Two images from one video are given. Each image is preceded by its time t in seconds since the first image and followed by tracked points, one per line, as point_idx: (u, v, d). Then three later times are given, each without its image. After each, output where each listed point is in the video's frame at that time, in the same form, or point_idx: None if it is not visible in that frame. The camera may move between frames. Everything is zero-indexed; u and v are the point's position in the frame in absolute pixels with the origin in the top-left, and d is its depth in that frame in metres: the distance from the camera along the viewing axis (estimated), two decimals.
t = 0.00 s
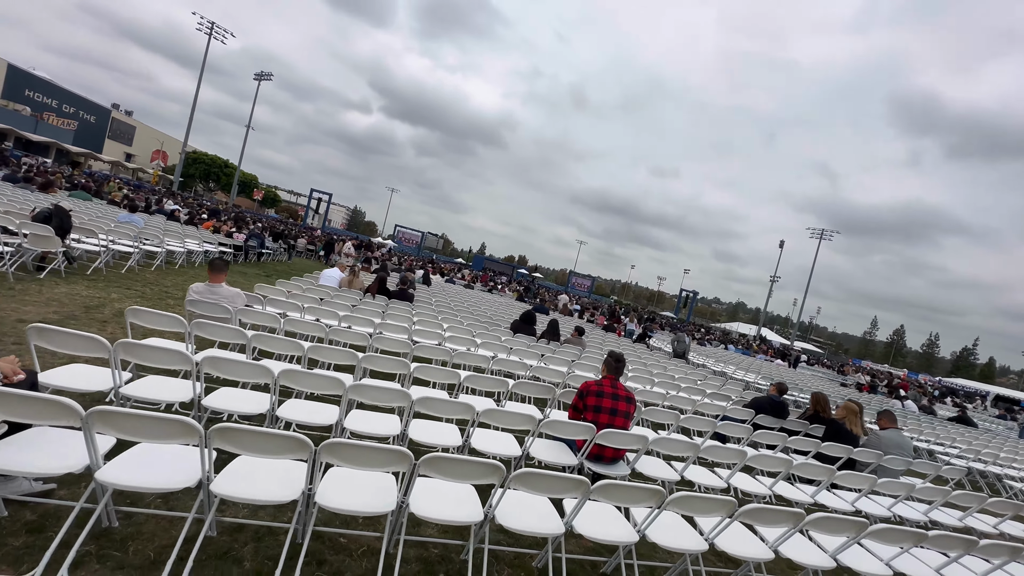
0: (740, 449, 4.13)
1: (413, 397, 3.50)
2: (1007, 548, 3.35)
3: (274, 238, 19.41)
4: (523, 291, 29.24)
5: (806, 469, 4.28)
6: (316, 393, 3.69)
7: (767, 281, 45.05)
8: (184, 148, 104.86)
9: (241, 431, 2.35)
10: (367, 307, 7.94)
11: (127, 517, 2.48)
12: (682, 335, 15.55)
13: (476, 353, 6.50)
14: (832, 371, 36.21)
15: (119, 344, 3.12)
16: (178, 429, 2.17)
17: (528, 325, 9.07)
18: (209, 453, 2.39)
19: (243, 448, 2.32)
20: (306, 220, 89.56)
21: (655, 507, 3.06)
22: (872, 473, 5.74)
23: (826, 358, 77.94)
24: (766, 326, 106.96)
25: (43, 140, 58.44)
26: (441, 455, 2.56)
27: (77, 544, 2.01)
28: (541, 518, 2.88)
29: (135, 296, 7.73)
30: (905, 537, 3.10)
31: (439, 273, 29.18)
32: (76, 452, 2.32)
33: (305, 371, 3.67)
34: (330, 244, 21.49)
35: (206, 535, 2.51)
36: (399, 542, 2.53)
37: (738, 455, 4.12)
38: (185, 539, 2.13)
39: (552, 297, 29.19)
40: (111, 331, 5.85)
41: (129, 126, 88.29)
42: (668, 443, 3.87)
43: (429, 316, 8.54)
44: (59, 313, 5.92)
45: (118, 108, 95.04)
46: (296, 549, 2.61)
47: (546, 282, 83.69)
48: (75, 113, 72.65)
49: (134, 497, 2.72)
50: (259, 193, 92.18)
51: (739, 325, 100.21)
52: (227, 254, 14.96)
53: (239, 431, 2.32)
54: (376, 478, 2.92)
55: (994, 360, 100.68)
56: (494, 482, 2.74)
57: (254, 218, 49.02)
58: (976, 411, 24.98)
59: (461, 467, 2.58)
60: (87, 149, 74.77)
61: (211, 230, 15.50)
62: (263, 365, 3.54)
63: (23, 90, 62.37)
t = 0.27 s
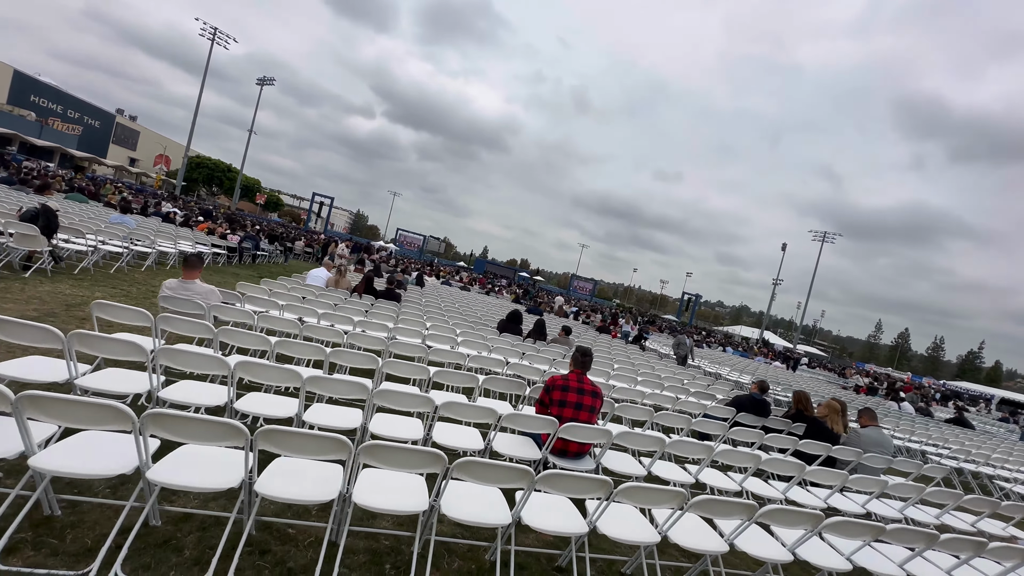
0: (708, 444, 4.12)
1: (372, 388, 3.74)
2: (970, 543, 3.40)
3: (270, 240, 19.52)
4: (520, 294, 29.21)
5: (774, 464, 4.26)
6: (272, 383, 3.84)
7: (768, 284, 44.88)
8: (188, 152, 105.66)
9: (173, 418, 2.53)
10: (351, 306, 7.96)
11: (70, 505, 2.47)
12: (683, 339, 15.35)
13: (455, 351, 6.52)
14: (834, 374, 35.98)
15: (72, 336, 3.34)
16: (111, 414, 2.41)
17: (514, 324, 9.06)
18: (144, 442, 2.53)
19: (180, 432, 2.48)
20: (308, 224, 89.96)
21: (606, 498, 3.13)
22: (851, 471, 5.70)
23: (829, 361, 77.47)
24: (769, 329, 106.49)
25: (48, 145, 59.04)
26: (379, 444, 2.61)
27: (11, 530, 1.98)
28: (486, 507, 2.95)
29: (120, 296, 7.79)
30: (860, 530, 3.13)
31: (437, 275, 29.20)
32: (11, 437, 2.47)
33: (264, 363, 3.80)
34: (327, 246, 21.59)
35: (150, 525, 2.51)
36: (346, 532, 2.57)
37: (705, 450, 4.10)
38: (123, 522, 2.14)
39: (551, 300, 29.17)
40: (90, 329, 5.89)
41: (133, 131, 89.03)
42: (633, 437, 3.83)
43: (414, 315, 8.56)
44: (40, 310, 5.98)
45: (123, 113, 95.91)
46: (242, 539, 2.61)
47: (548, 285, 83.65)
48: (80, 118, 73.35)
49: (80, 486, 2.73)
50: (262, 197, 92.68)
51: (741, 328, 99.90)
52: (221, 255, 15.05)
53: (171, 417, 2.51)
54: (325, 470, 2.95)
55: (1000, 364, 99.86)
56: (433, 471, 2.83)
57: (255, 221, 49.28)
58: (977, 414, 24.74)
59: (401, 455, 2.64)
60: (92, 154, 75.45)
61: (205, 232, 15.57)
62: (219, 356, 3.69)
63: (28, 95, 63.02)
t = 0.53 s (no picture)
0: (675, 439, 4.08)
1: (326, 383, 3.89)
2: (932, 535, 3.40)
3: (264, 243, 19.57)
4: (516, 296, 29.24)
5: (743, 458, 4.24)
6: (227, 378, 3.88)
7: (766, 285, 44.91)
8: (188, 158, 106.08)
9: (106, 408, 2.52)
10: (334, 306, 7.96)
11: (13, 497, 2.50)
12: (681, 339, 15.27)
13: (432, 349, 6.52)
14: (832, 374, 35.88)
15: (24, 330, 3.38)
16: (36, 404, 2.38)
17: (498, 324, 9.06)
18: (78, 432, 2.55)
19: (106, 424, 2.51)
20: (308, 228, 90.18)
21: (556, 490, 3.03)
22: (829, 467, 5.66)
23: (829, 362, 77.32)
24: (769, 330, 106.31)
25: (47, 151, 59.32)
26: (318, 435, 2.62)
27: None
28: (433, 500, 2.84)
29: (102, 297, 7.80)
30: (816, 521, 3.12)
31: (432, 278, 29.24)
32: None
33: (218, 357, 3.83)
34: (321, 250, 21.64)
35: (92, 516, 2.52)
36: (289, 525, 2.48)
37: (671, 445, 4.08)
38: (58, 511, 2.14)
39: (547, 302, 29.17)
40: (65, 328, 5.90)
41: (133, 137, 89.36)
42: (596, 431, 3.81)
43: (397, 315, 8.56)
44: (16, 310, 5.98)
45: (123, 119, 96.38)
46: (184, 532, 2.57)
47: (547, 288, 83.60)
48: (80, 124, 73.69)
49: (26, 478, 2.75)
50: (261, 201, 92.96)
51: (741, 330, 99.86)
52: (212, 258, 15.09)
53: (103, 408, 2.49)
54: (264, 463, 2.92)
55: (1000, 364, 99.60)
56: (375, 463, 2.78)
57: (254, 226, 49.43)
58: (974, 414, 24.66)
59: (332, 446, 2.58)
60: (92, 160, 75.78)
61: (197, 235, 15.61)
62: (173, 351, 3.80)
63: (28, 102, 63.39)
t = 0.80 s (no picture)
0: (641, 431, 4.06)
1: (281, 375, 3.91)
2: (893, 523, 3.35)
3: (255, 246, 19.56)
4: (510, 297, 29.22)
5: (711, 450, 4.27)
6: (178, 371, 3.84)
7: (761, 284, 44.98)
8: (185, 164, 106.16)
9: (34, 397, 2.43)
10: (314, 306, 7.92)
11: None
12: (676, 339, 14.71)
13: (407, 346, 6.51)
14: (828, 373, 35.84)
15: None
16: None
17: (482, 322, 9.02)
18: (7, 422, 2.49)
19: (33, 414, 2.41)
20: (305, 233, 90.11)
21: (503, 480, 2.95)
22: (807, 460, 5.63)
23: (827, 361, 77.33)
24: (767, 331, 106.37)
25: (43, 158, 59.30)
26: (251, 422, 2.53)
27: None
28: (380, 491, 2.78)
29: (80, 299, 7.77)
30: (770, 509, 3.07)
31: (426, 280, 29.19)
32: None
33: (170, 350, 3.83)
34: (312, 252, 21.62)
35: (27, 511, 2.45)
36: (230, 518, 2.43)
37: (637, 436, 4.03)
38: None
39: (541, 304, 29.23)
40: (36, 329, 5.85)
41: (129, 143, 89.37)
42: (559, 422, 3.79)
43: (379, 314, 8.56)
44: None
45: (119, 125, 96.29)
46: (124, 526, 2.52)
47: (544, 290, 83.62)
48: (76, 131, 73.70)
49: None
50: (258, 206, 92.86)
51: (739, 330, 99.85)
52: (200, 261, 15.06)
53: (30, 397, 2.41)
54: (201, 451, 2.87)
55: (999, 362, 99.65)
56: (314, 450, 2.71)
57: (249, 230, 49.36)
58: (968, 411, 24.65)
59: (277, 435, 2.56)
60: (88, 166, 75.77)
61: (186, 238, 15.55)
62: (123, 345, 3.76)
63: (24, 109, 63.43)
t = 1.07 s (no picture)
0: (605, 428, 4.01)
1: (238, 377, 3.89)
2: (849, 517, 3.28)
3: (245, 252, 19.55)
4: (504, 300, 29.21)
5: (677, 447, 4.24)
6: (134, 376, 3.83)
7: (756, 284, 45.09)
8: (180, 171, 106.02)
9: None
10: (294, 310, 7.91)
11: None
12: (671, 340, 14.61)
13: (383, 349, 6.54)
14: (823, 371, 35.88)
15: None
16: None
17: (465, 324, 9.02)
18: None
19: None
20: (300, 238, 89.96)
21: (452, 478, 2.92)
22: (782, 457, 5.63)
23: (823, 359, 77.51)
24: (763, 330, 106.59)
25: (35, 167, 59.13)
26: (192, 425, 2.55)
27: None
28: (326, 493, 2.76)
29: (59, 307, 7.75)
30: (724, 504, 3.04)
31: (419, 284, 29.15)
32: None
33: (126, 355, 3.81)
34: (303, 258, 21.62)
35: None
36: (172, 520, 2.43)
37: (602, 435, 4.00)
38: None
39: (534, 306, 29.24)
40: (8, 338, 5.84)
41: (123, 151, 89.20)
42: (521, 422, 3.78)
43: (360, 318, 8.56)
44: None
45: (113, 134, 96.18)
46: (66, 531, 2.50)
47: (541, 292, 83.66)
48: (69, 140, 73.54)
49: None
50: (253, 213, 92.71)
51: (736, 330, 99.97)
52: (188, 268, 15.05)
53: None
54: (141, 455, 2.86)
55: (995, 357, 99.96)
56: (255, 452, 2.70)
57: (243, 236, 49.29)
58: (962, 407, 24.69)
59: (218, 439, 2.56)
60: (81, 175, 75.59)
61: (174, 246, 15.54)
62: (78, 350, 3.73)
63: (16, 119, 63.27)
